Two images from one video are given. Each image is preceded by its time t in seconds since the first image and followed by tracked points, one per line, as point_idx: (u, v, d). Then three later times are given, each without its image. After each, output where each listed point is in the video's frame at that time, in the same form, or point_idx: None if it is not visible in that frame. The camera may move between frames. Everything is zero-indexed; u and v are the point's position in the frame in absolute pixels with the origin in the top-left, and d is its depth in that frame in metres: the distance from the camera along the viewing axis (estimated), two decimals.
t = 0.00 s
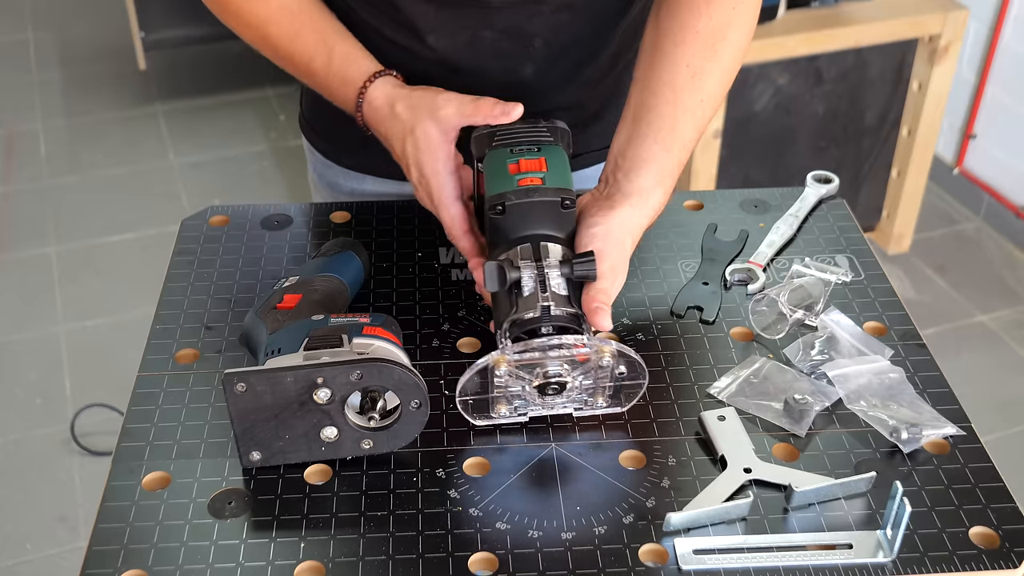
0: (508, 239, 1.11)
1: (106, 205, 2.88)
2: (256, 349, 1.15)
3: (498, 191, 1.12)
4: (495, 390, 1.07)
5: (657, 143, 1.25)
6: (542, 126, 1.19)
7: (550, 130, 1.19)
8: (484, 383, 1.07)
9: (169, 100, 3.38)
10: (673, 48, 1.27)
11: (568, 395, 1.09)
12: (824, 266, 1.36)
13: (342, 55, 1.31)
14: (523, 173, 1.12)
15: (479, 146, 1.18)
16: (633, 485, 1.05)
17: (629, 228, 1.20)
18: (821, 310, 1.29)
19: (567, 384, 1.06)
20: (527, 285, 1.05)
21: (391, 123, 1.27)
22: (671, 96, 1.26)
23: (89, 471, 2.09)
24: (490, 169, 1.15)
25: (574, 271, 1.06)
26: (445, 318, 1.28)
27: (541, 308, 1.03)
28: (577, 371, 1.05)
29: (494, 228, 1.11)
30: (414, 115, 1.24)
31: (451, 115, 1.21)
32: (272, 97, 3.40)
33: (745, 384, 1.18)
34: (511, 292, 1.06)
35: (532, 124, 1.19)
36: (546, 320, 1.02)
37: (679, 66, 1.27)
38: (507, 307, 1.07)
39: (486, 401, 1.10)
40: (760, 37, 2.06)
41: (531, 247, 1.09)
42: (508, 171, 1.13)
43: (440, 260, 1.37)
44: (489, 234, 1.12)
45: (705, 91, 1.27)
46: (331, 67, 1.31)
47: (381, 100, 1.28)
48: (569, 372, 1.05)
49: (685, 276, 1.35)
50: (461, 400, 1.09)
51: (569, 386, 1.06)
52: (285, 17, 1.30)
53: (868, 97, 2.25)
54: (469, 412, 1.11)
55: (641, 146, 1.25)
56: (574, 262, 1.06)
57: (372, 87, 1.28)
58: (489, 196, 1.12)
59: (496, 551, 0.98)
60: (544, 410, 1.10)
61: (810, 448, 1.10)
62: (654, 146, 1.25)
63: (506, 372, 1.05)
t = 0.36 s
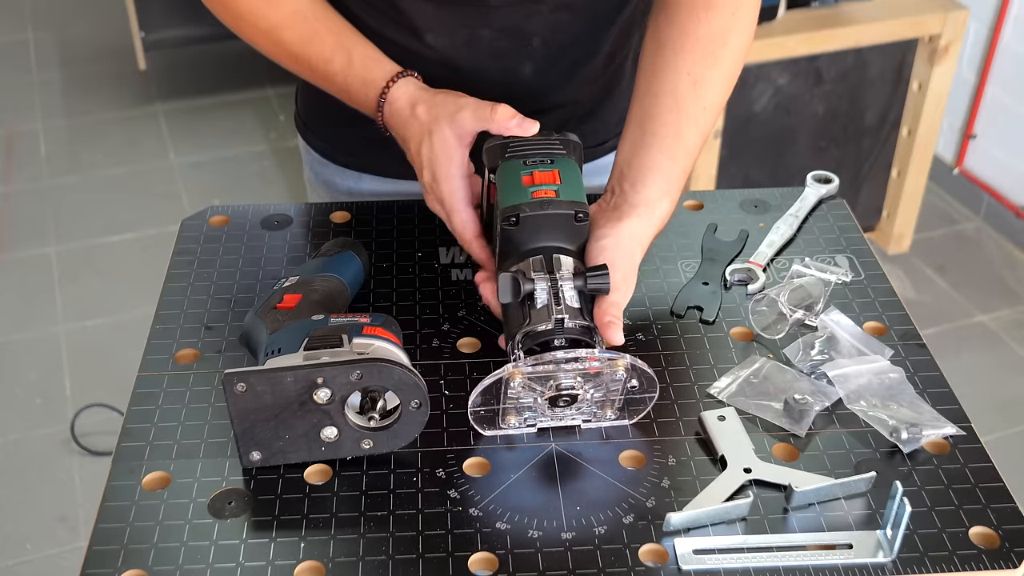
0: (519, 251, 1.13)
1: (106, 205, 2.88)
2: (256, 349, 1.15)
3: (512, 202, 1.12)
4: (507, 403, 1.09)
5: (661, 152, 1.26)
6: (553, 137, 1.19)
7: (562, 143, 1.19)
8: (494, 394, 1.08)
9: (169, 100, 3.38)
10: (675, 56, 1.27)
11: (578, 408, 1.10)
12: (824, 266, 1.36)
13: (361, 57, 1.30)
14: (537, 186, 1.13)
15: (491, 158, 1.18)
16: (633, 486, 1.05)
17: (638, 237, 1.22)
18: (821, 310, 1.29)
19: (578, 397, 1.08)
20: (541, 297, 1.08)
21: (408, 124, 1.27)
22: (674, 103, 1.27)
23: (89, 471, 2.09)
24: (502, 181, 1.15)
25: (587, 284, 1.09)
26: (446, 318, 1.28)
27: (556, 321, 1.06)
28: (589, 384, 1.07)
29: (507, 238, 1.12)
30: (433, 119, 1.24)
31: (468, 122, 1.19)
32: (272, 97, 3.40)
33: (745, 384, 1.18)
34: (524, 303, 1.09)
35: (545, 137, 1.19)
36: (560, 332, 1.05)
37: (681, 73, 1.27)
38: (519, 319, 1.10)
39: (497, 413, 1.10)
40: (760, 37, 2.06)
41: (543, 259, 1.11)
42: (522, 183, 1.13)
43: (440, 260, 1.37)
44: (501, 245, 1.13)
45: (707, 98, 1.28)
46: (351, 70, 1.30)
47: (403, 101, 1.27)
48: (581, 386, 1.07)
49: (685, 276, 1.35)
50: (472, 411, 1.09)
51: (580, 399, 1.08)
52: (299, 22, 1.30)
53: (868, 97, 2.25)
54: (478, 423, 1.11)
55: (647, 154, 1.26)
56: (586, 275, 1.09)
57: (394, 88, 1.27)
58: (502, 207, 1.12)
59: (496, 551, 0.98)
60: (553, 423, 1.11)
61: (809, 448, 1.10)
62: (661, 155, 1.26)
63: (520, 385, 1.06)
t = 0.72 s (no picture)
0: (527, 253, 1.12)
1: (106, 204, 2.89)
2: (255, 349, 1.15)
3: (520, 204, 1.10)
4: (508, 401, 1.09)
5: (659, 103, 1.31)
6: (566, 142, 1.17)
7: (574, 147, 1.17)
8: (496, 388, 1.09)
9: (169, 100, 3.38)
10: (664, 34, 1.32)
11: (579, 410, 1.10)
12: (824, 266, 1.36)
13: (371, 61, 1.30)
14: (547, 188, 1.10)
15: (503, 160, 1.16)
16: (633, 486, 1.05)
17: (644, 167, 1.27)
18: (821, 310, 1.29)
19: (578, 399, 1.08)
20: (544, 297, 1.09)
21: (419, 125, 1.25)
22: (666, 81, 1.31)
23: (89, 471, 2.09)
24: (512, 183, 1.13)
25: (592, 286, 1.12)
26: (445, 318, 1.28)
27: (558, 321, 1.07)
28: (589, 387, 1.07)
29: (514, 240, 1.10)
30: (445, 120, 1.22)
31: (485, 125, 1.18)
32: (271, 97, 3.40)
33: (745, 384, 1.18)
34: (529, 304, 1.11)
35: (557, 141, 1.17)
36: (562, 333, 1.07)
37: (671, 50, 1.32)
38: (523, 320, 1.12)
39: (498, 411, 1.11)
40: (760, 37, 2.06)
41: (549, 261, 1.11)
42: (532, 184, 1.11)
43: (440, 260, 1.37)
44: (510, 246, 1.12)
45: (695, 72, 1.32)
46: (360, 73, 1.30)
47: (416, 102, 1.26)
48: (582, 389, 1.07)
49: (685, 276, 1.35)
50: (473, 406, 1.11)
51: (580, 402, 1.08)
52: (306, 29, 1.31)
53: (868, 97, 2.25)
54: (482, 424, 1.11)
55: (642, 127, 1.30)
56: (590, 277, 1.12)
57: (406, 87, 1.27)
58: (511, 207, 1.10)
59: (495, 551, 0.98)
60: (555, 426, 1.11)
61: (810, 448, 1.10)
62: (655, 127, 1.30)
63: (520, 383, 1.07)
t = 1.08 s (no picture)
0: (525, 260, 1.14)
1: (106, 204, 2.89)
2: (255, 349, 1.15)
3: (517, 211, 1.15)
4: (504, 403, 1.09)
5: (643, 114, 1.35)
6: (563, 158, 1.24)
7: (571, 162, 1.24)
8: (489, 393, 1.09)
9: (169, 99, 3.38)
10: (654, 31, 1.35)
11: (576, 412, 1.09)
12: (824, 266, 1.36)
13: (301, 41, 1.25)
14: (542, 197, 1.16)
15: (501, 175, 1.23)
16: (634, 486, 1.05)
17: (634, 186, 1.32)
18: (821, 310, 1.29)
19: (575, 400, 1.06)
20: (541, 299, 1.09)
21: (348, 104, 1.19)
22: (649, 93, 1.35)
23: (89, 471, 2.09)
24: (509, 194, 1.18)
25: (587, 289, 1.11)
26: (445, 318, 1.28)
27: (555, 320, 1.07)
28: (586, 385, 1.07)
29: (511, 247, 1.14)
30: (380, 97, 1.17)
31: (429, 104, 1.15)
32: (271, 97, 3.40)
33: (745, 384, 1.18)
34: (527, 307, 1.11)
35: (554, 157, 1.24)
36: (557, 333, 1.06)
37: (656, 53, 1.35)
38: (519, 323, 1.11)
39: (494, 416, 1.10)
40: (760, 37, 2.06)
41: (547, 266, 1.13)
42: (528, 195, 1.17)
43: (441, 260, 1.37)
44: (507, 256, 1.15)
45: (682, 70, 1.36)
46: (288, 49, 1.24)
47: (341, 81, 1.20)
48: (579, 387, 1.06)
49: (685, 276, 1.35)
50: (467, 411, 1.09)
51: (577, 404, 1.07)
52: None
53: (868, 97, 2.25)
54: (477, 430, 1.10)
55: (630, 124, 1.35)
56: (586, 281, 1.11)
57: (328, 70, 1.21)
58: (508, 216, 1.15)
59: (495, 551, 0.98)
60: (552, 430, 1.10)
61: (810, 448, 1.10)
62: (643, 124, 1.35)
63: (516, 381, 1.07)
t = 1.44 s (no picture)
0: (524, 262, 1.15)
1: (106, 204, 2.89)
2: (256, 349, 1.15)
3: (516, 213, 1.15)
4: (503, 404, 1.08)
5: (636, 114, 1.38)
6: (562, 159, 1.25)
7: (570, 164, 1.24)
8: (489, 394, 1.09)
9: (169, 99, 3.38)
10: (638, 31, 1.37)
11: (575, 414, 1.09)
12: (824, 266, 1.36)
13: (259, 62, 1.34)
14: (541, 199, 1.16)
15: (500, 177, 1.24)
16: (634, 486, 1.05)
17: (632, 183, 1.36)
18: (821, 310, 1.29)
19: (574, 402, 1.07)
20: (540, 300, 1.09)
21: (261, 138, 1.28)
22: (639, 92, 1.39)
23: (89, 470, 2.09)
24: (509, 196, 1.18)
25: (587, 291, 1.11)
26: (445, 318, 1.28)
27: (553, 322, 1.06)
28: (585, 387, 1.07)
29: (511, 249, 1.15)
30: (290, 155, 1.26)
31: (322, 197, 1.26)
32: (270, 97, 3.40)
33: (745, 384, 1.18)
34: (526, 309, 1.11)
35: (553, 158, 1.25)
36: (556, 335, 1.05)
37: (641, 52, 1.37)
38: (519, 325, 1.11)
39: (494, 417, 1.10)
40: (760, 37, 2.06)
41: (546, 267, 1.13)
42: (528, 197, 1.17)
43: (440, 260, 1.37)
44: (506, 257, 1.16)
45: (670, 66, 1.39)
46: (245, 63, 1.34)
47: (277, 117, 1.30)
48: (578, 389, 1.06)
49: (685, 276, 1.35)
50: (467, 412, 1.10)
51: (576, 406, 1.07)
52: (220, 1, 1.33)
53: (868, 97, 2.25)
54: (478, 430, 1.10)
55: (623, 123, 1.39)
56: (585, 283, 1.11)
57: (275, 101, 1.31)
58: (507, 218, 1.16)
59: (495, 551, 0.98)
60: (551, 431, 1.10)
61: (810, 448, 1.10)
62: (636, 122, 1.38)
63: (515, 382, 1.06)
